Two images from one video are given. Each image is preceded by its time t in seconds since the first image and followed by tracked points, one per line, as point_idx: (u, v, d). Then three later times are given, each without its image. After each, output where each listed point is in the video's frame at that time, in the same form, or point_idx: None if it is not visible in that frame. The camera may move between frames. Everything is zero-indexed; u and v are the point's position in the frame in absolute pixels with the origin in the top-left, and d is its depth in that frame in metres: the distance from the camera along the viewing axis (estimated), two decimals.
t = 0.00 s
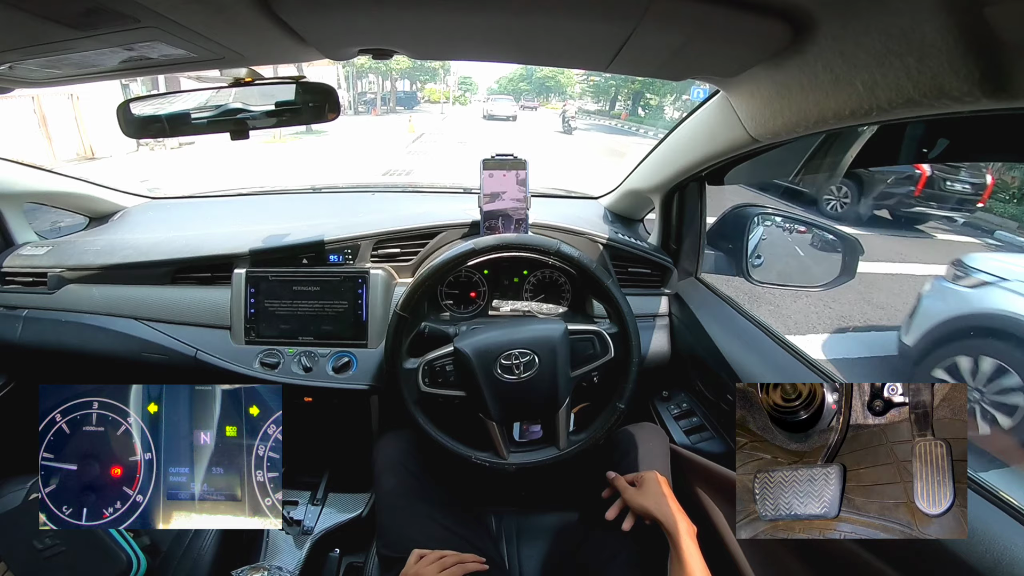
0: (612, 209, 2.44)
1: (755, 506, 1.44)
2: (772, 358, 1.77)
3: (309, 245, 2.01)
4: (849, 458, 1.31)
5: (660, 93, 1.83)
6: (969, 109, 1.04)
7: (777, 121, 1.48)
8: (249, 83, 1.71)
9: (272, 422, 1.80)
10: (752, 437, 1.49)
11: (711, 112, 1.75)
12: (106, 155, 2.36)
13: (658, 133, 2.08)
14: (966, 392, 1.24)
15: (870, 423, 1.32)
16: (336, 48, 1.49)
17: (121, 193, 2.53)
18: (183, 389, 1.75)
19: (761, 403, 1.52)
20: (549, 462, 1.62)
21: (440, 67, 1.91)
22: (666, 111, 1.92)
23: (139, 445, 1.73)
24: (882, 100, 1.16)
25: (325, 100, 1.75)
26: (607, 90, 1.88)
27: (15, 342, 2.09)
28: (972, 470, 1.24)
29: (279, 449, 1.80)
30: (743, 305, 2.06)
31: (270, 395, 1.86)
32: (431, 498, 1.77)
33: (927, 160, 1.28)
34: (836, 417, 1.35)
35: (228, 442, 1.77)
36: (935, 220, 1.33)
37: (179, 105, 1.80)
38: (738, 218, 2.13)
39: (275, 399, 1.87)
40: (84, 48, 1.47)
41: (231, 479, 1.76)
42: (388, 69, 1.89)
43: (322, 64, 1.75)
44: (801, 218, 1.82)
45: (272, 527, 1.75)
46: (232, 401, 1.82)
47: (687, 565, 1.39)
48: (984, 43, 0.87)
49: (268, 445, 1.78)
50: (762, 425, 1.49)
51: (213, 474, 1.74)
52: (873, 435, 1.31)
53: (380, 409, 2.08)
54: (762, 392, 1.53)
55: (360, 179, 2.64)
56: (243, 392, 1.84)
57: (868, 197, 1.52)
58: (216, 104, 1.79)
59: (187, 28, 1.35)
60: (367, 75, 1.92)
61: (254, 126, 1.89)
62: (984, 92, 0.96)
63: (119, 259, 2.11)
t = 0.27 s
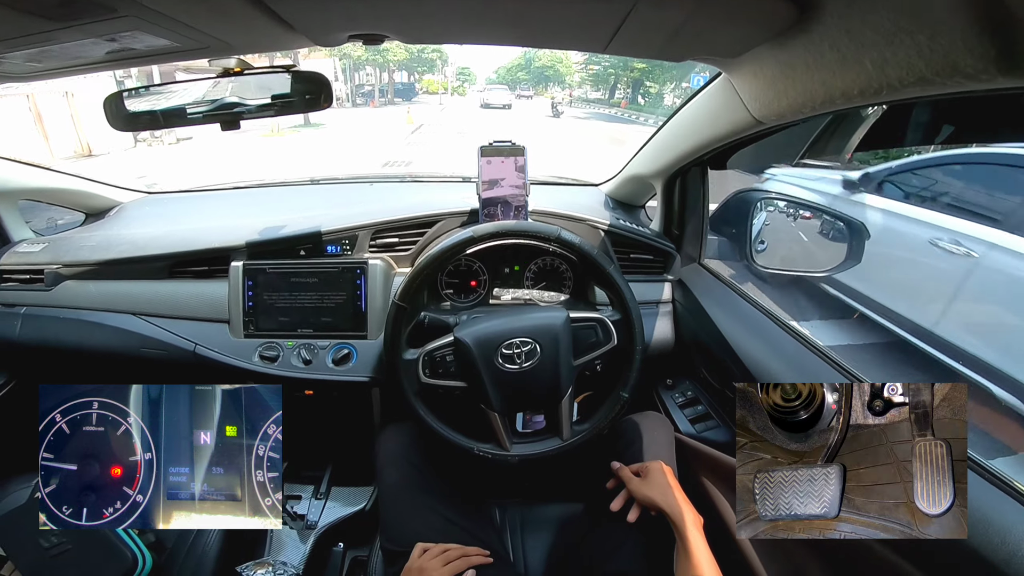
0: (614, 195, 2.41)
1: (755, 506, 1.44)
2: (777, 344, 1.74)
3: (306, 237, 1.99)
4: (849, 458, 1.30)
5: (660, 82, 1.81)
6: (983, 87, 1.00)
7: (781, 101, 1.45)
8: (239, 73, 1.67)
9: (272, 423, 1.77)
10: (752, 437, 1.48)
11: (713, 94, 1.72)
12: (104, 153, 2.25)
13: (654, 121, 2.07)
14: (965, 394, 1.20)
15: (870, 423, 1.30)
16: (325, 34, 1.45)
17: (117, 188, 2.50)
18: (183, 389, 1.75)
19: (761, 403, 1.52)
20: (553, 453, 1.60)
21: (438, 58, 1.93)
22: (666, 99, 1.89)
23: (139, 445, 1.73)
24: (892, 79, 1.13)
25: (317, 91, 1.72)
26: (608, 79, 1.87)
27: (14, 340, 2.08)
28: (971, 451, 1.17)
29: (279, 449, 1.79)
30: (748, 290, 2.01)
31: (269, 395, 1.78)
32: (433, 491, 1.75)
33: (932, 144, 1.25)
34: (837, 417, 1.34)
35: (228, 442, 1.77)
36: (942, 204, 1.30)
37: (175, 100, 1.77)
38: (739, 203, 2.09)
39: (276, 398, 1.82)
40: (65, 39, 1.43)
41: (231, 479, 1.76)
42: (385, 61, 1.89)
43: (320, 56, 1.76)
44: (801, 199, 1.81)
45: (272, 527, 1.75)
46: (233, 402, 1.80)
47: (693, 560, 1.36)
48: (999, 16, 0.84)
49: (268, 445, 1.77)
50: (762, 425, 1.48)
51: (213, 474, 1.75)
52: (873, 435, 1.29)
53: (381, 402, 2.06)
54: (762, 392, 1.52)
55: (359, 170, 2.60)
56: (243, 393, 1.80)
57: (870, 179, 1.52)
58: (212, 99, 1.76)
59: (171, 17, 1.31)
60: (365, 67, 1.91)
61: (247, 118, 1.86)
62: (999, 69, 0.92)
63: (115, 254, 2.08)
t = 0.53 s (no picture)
0: (610, 179, 2.35)
1: (755, 505, 1.32)
2: (779, 330, 1.70)
3: (296, 224, 1.95)
4: (849, 458, 1.21)
5: (660, 69, 1.79)
6: (995, 56, 0.95)
7: (778, 76, 1.40)
8: (218, 59, 1.60)
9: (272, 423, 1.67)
10: (751, 437, 1.35)
11: (709, 73, 1.66)
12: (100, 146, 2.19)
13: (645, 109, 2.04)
14: (966, 393, 1.16)
15: (870, 424, 1.22)
16: (301, 13, 1.42)
17: (107, 179, 2.46)
18: (182, 389, 1.67)
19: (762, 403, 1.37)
20: (548, 442, 1.56)
21: (436, 46, 1.94)
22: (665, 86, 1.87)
23: (139, 445, 1.66)
24: (897, 50, 1.08)
25: (307, 79, 1.69)
26: (606, 67, 1.90)
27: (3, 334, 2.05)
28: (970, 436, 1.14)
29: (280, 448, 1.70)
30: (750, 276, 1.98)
31: (269, 395, 1.67)
32: (428, 482, 1.72)
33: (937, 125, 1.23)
34: (836, 418, 1.25)
35: (228, 442, 1.68)
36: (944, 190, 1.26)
37: (170, 93, 1.73)
38: (740, 186, 2.05)
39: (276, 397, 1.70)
40: (26, 27, 1.37)
41: (231, 479, 1.67)
42: (382, 51, 1.94)
43: (318, 48, 1.80)
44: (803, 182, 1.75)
45: (272, 527, 1.66)
46: (233, 401, 1.70)
47: (691, 552, 1.33)
48: None
49: (268, 445, 1.68)
50: (762, 425, 1.35)
51: (213, 474, 1.66)
52: (873, 435, 1.21)
53: (375, 392, 2.02)
54: (761, 391, 1.38)
55: (356, 158, 2.56)
56: (244, 393, 1.70)
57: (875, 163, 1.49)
58: (207, 91, 1.72)
59: None
60: (362, 57, 1.97)
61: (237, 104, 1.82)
62: (1013, 35, 0.87)
63: (103, 245, 2.05)
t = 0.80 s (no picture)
0: (605, 168, 2.33)
1: (755, 505, 1.27)
2: (776, 319, 1.69)
3: (288, 215, 1.94)
4: (849, 458, 1.18)
5: (659, 58, 1.79)
6: (990, 42, 0.94)
7: (772, 63, 1.37)
8: (202, 52, 1.59)
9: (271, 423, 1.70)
10: (751, 437, 1.29)
11: (701, 61, 1.64)
12: (95, 141, 2.19)
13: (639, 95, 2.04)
14: (966, 393, 1.15)
15: (870, 424, 1.19)
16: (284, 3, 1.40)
17: (99, 173, 2.44)
18: (183, 388, 1.69)
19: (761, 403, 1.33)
20: (543, 433, 1.56)
21: (432, 37, 1.93)
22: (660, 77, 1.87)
23: (139, 445, 1.67)
24: (889, 35, 1.07)
25: (296, 72, 1.70)
26: (604, 57, 1.88)
27: None
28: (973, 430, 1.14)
29: (279, 448, 1.74)
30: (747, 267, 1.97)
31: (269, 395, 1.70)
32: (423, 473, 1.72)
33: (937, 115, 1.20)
34: (836, 418, 1.22)
35: (228, 442, 1.71)
36: (942, 178, 1.23)
37: (164, 87, 1.71)
38: (736, 174, 2.06)
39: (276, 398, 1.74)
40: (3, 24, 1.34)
41: (231, 479, 1.70)
42: (378, 42, 1.92)
43: (313, 39, 1.79)
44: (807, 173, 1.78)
45: (272, 527, 1.68)
46: (233, 400, 1.73)
47: (687, 546, 1.31)
48: None
49: (268, 445, 1.71)
50: (762, 425, 1.30)
51: (213, 474, 1.69)
52: (873, 435, 1.18)
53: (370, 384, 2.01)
54: (761, 391, 1.33)
55: (353, 149, 2.54)
56: (243, 392, 1.73)
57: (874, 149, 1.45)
58: (201, 83, 1.70)
59: None
60: (358, 48, 1.95)
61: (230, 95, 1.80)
62: (1006, 21, 0.86)
63: (96, 240, 2.03)
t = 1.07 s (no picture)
0: (612, 171, 2.34)
1: (755, 506, 1.18)
2: (778, 325, 1.71)
3: (297, 210, 1.96)
4: (850, 458, 1.11)
5: (665, 62, 1.82)
6: (1009, 61, 0.94)
7: (791, 74, 1.38)
8: (222, 44, 1.59)
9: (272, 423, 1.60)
10: (751, 437, 1.19)
11: (717, 69, 1.65)
12: (99, 129, 2.21)
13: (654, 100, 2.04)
14: (966, 393, 1.10)
15: (870, 424, 1.12)
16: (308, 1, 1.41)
17: (105, 162, 2.44)
18: (182, 389, 1.59)
19: (761, 403, 1.20)
20: (546, 433, 1.57)
21: (439, 35, 1.93)
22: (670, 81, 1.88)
23: (139, 445, 1.58)
24: (912, 51, 1.07)
25: (309, 66, 1.68)
26: (610, 59, 1.90)
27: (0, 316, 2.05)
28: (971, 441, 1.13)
29: (280, 448, 1.65)
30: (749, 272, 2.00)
31: (269, 395, 1.60)
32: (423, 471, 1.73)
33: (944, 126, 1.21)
34: (836, 417, 1.14)
35: (228, 442, 1.61)
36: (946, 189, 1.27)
37: (171, 78, 1.72)
38: (744, 181, 2.09)
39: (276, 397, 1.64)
40: (31, 10, 1.36)
41: (231, 479, 1.61)
42: (385, 39, 1.91)
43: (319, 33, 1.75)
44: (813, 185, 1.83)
45: (273, 528, 1.60)
46: (233, 401, 1.63)
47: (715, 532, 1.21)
48: None
49: (269, 445, 1.62)
50: (762, 425, 1.19)
51: (213, 474, 1.60)
52: (872, 435, 1.12)
53: (372, 379, 2.01)
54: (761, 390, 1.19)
55: (357, 145, 2.54)
56: (243, 393, 1.62)
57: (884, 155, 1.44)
58: (208, 75, 1.70)
59: None
60: (364, 44, 1.93)
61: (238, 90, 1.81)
62: None
63: (103, 228, 2.04)
